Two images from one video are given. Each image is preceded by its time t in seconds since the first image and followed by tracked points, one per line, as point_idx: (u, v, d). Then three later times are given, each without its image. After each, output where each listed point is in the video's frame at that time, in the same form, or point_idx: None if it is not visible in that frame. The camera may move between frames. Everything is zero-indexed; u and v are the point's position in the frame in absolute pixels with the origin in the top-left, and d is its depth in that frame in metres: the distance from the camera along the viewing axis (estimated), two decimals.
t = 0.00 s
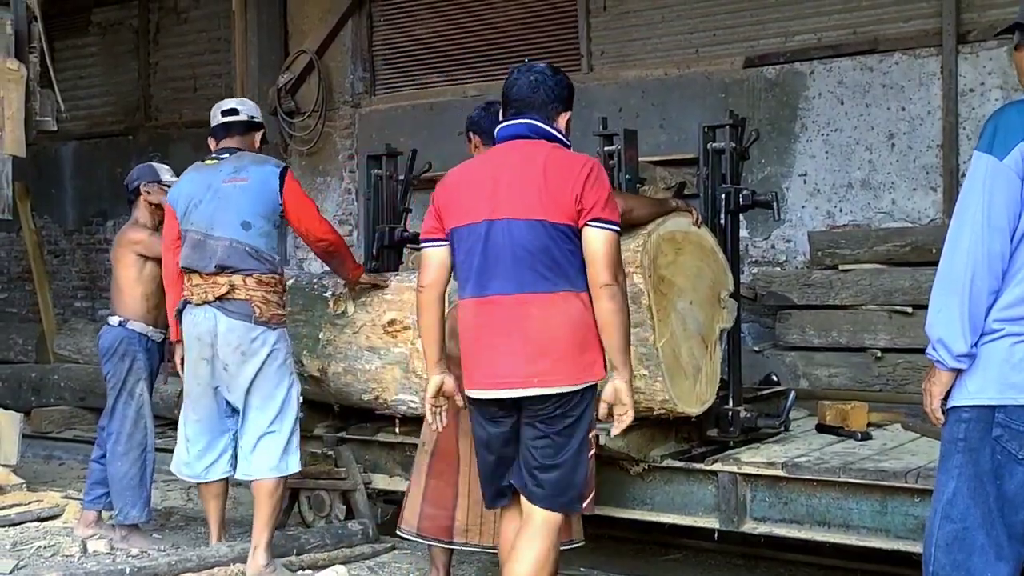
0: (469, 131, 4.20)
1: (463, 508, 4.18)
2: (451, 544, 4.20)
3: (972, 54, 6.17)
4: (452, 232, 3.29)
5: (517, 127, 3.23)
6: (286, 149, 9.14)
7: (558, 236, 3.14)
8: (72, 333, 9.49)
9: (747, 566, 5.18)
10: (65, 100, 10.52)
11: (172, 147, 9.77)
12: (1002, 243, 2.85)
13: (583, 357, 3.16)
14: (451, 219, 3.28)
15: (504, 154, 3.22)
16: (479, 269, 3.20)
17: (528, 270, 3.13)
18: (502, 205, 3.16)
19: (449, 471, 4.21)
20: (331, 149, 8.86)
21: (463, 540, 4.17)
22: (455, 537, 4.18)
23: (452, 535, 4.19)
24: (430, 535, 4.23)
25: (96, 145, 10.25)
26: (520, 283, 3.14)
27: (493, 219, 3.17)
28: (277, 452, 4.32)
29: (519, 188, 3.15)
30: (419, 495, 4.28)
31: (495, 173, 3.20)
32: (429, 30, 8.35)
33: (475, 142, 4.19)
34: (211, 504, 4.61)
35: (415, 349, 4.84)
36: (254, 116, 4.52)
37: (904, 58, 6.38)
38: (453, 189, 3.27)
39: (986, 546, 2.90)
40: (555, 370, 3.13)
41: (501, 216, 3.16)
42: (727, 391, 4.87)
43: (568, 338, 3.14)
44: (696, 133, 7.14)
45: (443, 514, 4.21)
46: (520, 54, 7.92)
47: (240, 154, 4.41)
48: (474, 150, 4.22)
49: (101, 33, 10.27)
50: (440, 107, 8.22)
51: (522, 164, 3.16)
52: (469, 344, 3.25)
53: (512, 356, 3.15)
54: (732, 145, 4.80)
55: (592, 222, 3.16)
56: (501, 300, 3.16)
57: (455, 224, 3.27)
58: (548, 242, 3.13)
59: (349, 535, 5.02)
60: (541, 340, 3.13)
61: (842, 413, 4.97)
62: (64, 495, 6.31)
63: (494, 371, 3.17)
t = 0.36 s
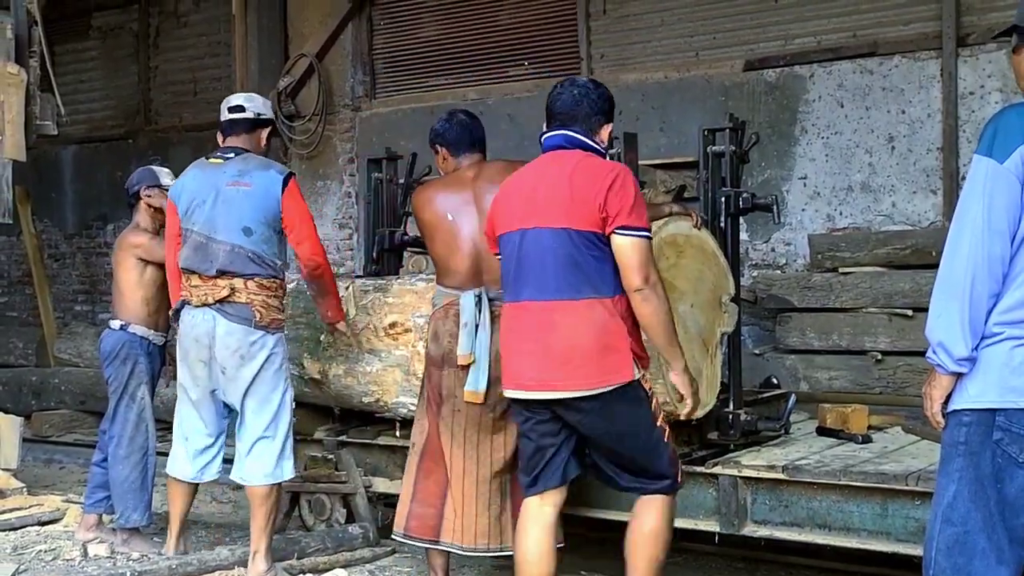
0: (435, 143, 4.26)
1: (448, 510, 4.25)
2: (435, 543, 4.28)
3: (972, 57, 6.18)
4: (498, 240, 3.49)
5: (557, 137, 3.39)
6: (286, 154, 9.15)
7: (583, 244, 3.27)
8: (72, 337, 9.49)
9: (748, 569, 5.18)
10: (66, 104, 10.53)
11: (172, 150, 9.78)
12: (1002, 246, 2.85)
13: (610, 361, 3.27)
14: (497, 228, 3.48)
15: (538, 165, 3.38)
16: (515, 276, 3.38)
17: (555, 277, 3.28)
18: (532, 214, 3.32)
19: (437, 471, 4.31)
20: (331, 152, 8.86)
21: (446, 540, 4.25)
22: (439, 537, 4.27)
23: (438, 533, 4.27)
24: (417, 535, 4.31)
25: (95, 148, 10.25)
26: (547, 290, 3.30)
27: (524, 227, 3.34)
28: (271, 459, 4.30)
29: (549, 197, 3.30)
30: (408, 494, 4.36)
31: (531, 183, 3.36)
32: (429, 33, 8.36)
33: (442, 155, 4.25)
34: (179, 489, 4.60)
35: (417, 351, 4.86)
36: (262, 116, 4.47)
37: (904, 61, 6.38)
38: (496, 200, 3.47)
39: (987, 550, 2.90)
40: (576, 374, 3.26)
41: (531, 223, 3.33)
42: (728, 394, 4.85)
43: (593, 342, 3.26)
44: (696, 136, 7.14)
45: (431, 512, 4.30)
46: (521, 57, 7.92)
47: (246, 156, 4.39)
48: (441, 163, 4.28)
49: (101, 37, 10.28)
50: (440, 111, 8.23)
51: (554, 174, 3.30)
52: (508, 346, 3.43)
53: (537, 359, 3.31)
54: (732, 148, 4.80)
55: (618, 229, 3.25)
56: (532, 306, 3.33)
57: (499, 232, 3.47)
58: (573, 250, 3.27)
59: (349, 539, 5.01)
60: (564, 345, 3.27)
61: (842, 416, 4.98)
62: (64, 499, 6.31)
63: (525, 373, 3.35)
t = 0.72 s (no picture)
0: (435, 146, 4.27)
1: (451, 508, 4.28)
2: (439, 543, 4.30)
3: (975, 56, 6.17)
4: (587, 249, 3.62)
5: (643, 147, 3.49)
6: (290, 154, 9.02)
7: (672, 254, 3.39)
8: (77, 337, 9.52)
9: (752, 568, 5.17)
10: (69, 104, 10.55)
11: (176, 151, 9.79)
12: (1008, 245, 2.84)
13: (705, 364, 3.41)
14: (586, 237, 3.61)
15: (625, 175, 3.49)
16: (607, 284, 3.51)
17: (648, 286, 3.41)
18: (621, 226, 3.45)
19: (438, 470, 4.32)
20: (334, 152, 8.87)
21: (450, 539, 4.27)
22: (444, 536, 4.28)
23: (441, 534, 4.29)
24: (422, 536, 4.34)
25: (99, 149, 10.25)
26: (640, 299, 3.43)
27: (616, 238, 3.47)
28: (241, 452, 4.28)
29: (640, 208, 3.41)
30: (414, 494, 4.40)
31: (621, 193, 3.47)
32: (433, 33, 8.36)
33: (441, 157, 4.26)
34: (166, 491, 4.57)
35: (420, 350, 4.85)
36: (221, 121, 4.45)
37: (908, 60, 6.37)
38: (584, 210, 3.59)
39: (993, 549, 2.89)
40: (671, 379, 3.40)
41: (622, 234, 3.45)
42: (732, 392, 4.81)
43: (687, 348, 3.40)
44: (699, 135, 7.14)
45: (434, 511, 4.32)
46: (524, 57, 7.92)
47: (193, 159, 4.40)
48: (440, 165, 4.29)
49: (104, 37, 10.29)
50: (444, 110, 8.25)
51: (644, 185, 3.41)
52: (602, 352, 3.58)
53: (635, 366, 3.46)
54: (736, 147, 4.80)
55: (707, 235, 3.35)
56: (626, 314, 3.47)
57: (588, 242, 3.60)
58: (666, 259, 3.39)
59: (354, 538, 5.00)
60: (660, 351, 3.41)
61: (846, 415, 4.97)
62: (69, 498, 6.31)
63: (622, 378, 3.50)
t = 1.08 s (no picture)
0: (425, 145, 4.31)
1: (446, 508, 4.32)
2: (434, 542, 4.34)
3: (978, 56, 6.17)
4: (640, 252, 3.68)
5: (699, 154, 3.61)
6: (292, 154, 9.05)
7: (745, 255, 3.49)
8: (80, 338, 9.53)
9: (755, 569, 5.17)
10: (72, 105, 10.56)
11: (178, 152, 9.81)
12: (1011, 245, 2.84)
13: (766, 362, 3.54)
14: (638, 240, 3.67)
15: (686, 179, 3.58)
16: (668, 286, 3.58)
17: (715, 286, 3.51)
18: (692, 225, 3.53)
19: (435, 471, 4.35)
20: (337, 153, 8.87)
21: (445, 539, 4.31)
22: (438, 536, 4.32)
23: (436, 533, 4.33)
24: (418, 535, 4.38)
25: (101, 150, 10.26)
26: (709, 298, 3.51)
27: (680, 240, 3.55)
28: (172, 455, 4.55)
29: (706, 211, 3.51)
30: (411, 494, 4.43)
31: (682, 196, 3.56)
32: (436, 34, 8.36)
33: (431, 156, 4.30)
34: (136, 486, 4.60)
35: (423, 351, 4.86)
36: (199, 123, 4.59)
37: (911, 60, 6.37)
38: (639, 213, 3.64)
39: (996, 549, 2.89)
40: (741, 376, 3.51)
41: (687, 236, 3.53)
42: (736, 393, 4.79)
43: (750, 346, 3.51)
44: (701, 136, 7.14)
45: (429, 511, 4.37)
46: (527, 58, 7.92)
47: (161, 160, 4.66)
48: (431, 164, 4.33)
49: (107, 39, 10.30)
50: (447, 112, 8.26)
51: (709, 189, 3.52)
52: (659, 353, 3.64)
53: (702, 364, 3.54)
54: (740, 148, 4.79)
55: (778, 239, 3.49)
56: (690, 315, 3.54)
57: (644, 242, 3.64)
58: (733, 260, 3.49)
59: (356, 539, 5.01)
60: (728, 350, 3.50)
61: (849, 416, 4.97)
62: (72, 499, 6.32)
63: (687, 378, 3.57)
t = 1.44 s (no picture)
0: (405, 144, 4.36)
1: (438, 507, 4.35)
2: (429, 543, 4.37)
3: (979, 56, 6.17)
4: (682, 249, 3.82)
5: (733, 155, 3.85)
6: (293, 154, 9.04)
7: (788, 251, 3.78)
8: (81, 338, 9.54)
9: (757, 569, 5.17)
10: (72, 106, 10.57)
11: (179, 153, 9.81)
12: (997, 247, 2.84)
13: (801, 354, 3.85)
14: (682, 236, 3.81)
15: (731, 178, 3.79)
16: (717, 281, 3.76)
17: (766, 283, 3.74)
18: (745, 223, 3.75)
19: (423, 471, 4.38)
20: (337, 153, 8.87)
21: (439, 540, 4.34)
22: (433, 536, 4.35)
23: (429, 533, 4.36)
24: (414, 537, 4.40)
25: (101, 151, 10.26)
26: (761, 292, 3.74)
27: (732, 237, 3.74)
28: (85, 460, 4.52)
29: (756, 211, 3.76)
30: (402, 496, 4.46)
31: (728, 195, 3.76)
32: (436, 34, 8.37)
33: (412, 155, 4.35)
34: (96, 508, 4.59)
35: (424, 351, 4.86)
36: (191, 140, 4.63)
37: (911, 60, 6.37)
38: (687, 210, 3.79)
39: (984, 548, 2.89)
40: (788, 366, 3.78)
41: (740, 234, 3.74)
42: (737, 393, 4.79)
43: (789, 341, 3.78)
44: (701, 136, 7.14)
45: (421, 512, 4.39)
46: (528, 58, 7.92)
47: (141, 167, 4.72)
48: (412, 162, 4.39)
49: (108, 40, 10.31)
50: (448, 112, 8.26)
51: (755, 189, 3.77)
52: (703, 348, 3.79)
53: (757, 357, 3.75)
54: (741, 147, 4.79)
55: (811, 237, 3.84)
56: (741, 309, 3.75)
57: (689, 240, 3.80)
58: (782, 257, 3.77)
59: (357, 540, 5.01)
60: (778, 341, 3.76)
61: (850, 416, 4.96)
62: (73, 499, 6.32)
63: (739, 370, 3.75)
